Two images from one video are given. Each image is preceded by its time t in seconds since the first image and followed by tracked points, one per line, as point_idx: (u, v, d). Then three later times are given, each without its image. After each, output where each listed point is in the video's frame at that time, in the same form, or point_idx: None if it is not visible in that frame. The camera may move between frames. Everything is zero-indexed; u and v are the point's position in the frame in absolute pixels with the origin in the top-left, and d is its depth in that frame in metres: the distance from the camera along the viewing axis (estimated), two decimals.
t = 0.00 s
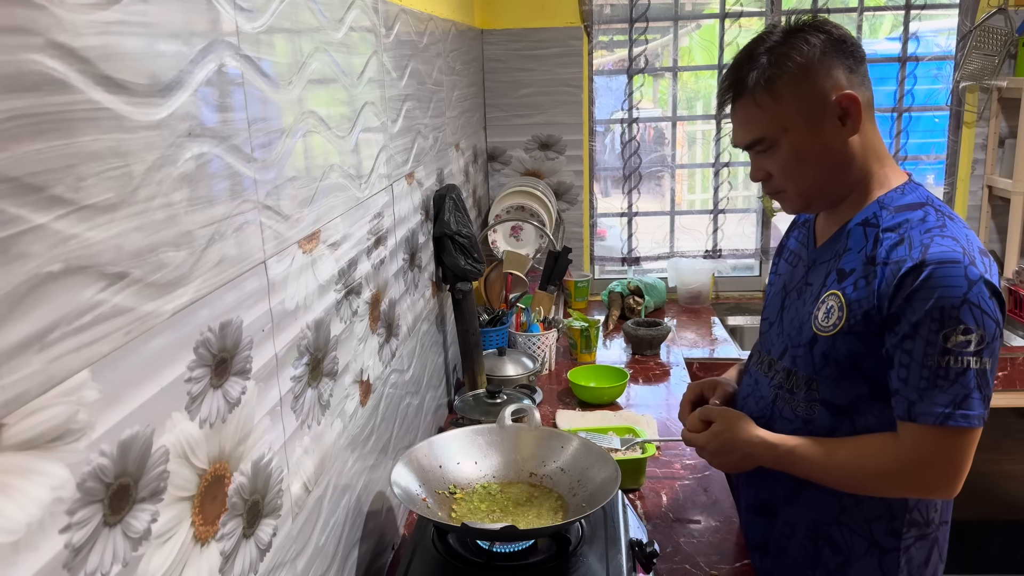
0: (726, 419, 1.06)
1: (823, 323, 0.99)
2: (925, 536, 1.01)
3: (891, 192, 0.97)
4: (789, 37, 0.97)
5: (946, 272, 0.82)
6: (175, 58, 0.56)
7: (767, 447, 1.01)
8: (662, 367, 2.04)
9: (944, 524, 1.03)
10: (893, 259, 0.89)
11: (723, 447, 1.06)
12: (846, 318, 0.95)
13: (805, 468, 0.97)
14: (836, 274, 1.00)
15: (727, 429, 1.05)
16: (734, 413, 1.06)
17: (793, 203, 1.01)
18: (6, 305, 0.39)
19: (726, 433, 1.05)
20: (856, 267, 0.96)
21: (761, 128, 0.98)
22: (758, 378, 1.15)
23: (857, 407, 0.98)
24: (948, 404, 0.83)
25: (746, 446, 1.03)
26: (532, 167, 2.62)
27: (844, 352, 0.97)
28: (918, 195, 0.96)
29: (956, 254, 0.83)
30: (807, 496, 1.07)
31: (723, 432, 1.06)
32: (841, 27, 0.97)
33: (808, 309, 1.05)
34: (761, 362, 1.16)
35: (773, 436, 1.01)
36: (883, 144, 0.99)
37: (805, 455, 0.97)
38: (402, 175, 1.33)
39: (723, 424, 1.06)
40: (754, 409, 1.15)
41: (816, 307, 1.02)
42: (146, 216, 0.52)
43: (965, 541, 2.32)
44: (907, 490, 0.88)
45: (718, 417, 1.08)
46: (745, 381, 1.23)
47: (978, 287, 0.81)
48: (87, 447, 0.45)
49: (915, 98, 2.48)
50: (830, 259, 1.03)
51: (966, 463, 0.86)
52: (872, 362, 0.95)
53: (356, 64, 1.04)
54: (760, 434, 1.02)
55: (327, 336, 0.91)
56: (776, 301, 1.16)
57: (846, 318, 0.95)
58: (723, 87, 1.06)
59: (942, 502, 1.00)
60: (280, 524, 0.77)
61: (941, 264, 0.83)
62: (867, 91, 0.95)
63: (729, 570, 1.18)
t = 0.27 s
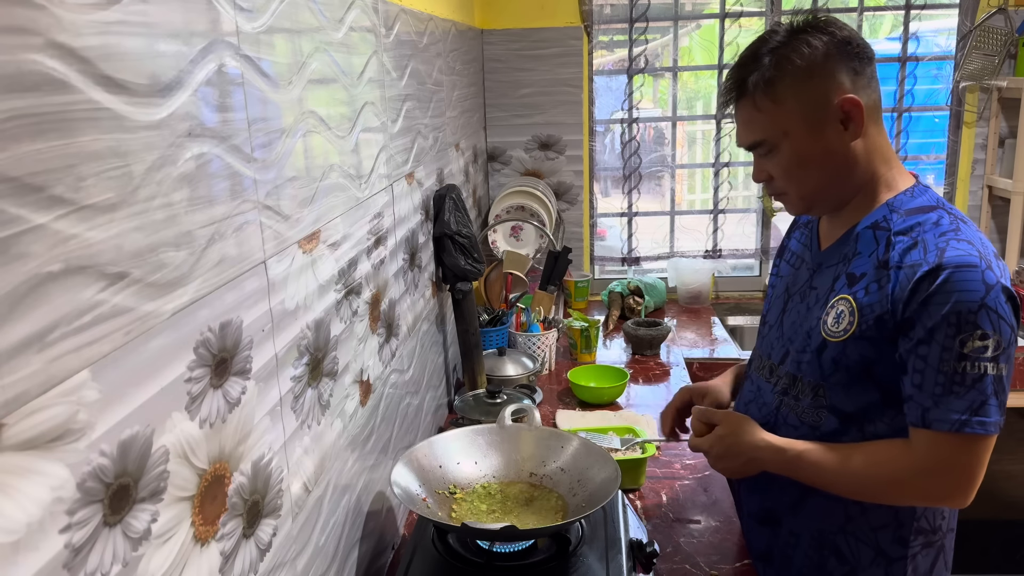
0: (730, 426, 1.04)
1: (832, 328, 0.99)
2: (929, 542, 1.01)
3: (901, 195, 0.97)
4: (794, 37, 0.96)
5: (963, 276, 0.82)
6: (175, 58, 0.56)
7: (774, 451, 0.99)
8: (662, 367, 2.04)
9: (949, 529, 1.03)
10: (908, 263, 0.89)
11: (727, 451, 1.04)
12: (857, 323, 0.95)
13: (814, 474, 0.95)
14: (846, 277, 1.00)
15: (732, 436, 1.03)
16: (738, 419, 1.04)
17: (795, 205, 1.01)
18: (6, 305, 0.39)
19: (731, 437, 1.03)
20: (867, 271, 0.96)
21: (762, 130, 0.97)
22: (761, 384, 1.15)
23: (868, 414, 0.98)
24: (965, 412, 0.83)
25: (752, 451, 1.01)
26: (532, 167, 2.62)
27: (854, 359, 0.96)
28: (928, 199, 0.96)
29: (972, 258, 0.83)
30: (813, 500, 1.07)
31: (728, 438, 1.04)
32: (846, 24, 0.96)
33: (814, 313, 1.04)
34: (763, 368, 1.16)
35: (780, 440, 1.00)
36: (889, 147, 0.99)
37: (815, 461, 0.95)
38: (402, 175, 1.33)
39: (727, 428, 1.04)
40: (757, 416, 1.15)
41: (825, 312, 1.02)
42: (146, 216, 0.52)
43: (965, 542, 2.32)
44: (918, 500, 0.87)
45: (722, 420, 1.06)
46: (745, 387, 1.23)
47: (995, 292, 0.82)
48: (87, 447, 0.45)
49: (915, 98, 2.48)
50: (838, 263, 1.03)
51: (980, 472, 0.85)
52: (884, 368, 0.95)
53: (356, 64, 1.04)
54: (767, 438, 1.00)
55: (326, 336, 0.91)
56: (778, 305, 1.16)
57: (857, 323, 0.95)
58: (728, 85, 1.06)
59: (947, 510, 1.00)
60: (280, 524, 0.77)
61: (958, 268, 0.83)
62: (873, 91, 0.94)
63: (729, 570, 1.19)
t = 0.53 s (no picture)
0: (742, 439, 1.01)
1: (840, 335, 0.98)
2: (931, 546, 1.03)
3: (908, 201, 0.97)
4: (796, 43, 0.95)
5: (980, 288, 0.82)
6: (175, 58, 0.56)
7: (791, 463, 0.97)
8: (662, 367, 2.04)
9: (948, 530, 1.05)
10: (921, 272, 0.89)
11: (740, 465, 1.01)
12: (867, 331, 0.94)
13: (835, 487, 0.95)
14: (852, 284, 0.99)
15: (745, 449, 1.01)
16: (749, 432, 1.01)
17: (794, 212, 1.01)
18: (6, 305, 0.39)
19: (745, 451, 1.00)
20: (876, 278, 0.96)
21: (760, 138, 0.97)
22: (759, 389, 1.15)
23: (875, 422, 0.98)
24: (989, 424, 0.83)
25: (768, 465, 0.99)
26: (532, 167, 2.62)
27: (863, 366, 0.96)
28: (935, 205, 0.96)
29: (987, 268, 0.83)
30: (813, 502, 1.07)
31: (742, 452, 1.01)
32: (851, 28, 0.94)
33: (818, 318, 1.04)
34: (761, 372, 1.15)
35: (795, 451, 0.98)
36: (892, 153, 0.98)
37: (834, 474, 0.94)
38: (402, 175, 1.33)
39: (739, 442, 1.01)
40: (756, 422, 1.14)
41: (830, 318, 1.01)
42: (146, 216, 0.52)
43: (965, 542, 2.32)
44: (943, 509, 0.87)
45: (732, 433, 1.03)
46: (742, 391, 1.22)
47: (1011, 302, 0.82)
48: (86, 447, 0.45)
49: (916, 98, 2.48)
50: (841, 268, 1.02)
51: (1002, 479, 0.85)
52: (893, 376, 0.95)
53: (356, 64, 1.04)
54: (783, 451, 0.98)
55: (326, 335, 0.91)
56: (777, 307, 1.16)
57: (867, 331, 0.94)
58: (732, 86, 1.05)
59: (949, 517, 1.02)
60: (280, 524, 0.77)
61: (974, 278, 0.83)
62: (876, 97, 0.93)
63: (729, 570, 1.18)
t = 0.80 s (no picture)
0: (757, 451, 0.99)
1: (841, 336, 0.98)
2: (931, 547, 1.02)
3: (909, 201, 0.97)
4: (808, 40, 0.94)
5: (985, 289, 0.82)
6: (175, 58, 0.56)
7: (809, 472, 0.96)
8: (662, 367, 2.05)
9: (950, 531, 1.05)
10: (925, 274, 0.89)
11: (757, 476, 0.99)
12: (869, 332, 0.94)
13: (855, 494, 0.93)
14: (853, 285, 0.99)
15: (761, 462, 0.98)
16: (764, 444, 0.99)
17: (800, 213, 0.99)
18: (6, 304, 0.39)
19: (761, 462, 0.98)
20: (878, 279, 0.96)
21: (771, 137, 0.95)
22: (757, 389, 1.15)
23: (874, 422, 0.98)
24: (1003, 426, 0.82)
25: (785, 475, 0.97)
26: (532, 167, 2.61)
27: (864, 368, 0.96)
28: (936, 205, 0.96)
29: (991, 269, 0.83)
30: (813, 503, 1.07)
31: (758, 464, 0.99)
32: (862, 27, 0.94)
33: (818, 319, 1.04)
34: (759, 372, 1.15)
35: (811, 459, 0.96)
36: (898, 154, 0.98)
37: (854, 479, 0.93)
38: (402, 175, 1.33)
39: (754, 453, 0.99)
40: (754, 422, 1.14)
41: (831, 319, 1.01)
42: (146, 216, 0.52)
43: (965, 541, 2.32)
44: (962, 510, 0.87)
45: (746, 443, 1.01)
46: (740, 390, 1.22)
47: (1017, 303, 0.82)
48: (86, 447, 0.45)
49: (915, 98, 2.48)
50: (841, 268, 1.02)
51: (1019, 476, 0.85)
52: (895, 378, 0.95)
53: (356, 64, 1.04)
54: (800, 460, 0.96)
55: (326, 335, 0.91)
56: (774, 306, 1.16)
57: (869, 332, 0.94)
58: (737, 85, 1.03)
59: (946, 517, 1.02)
60: (280, 525, 0.77)
61: (978, 280, 0.83)
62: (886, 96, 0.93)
63: (729, 570, 1.19)
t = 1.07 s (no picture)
0: (775, 461, 0.96)
1: (854, 340, 0.98)
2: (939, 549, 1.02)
3: (922, 202, 0.97)
4: (826, 36, 0.93)
5: (1007, 294, 0.82)
6: (175, 58, 0.56)
7: (831, 482, 0.93)
8: (662, 367, 2.04)
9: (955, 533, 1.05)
10: (944, 278, 0.88)
11: (778, 489, 0.96)
12: (884, 336, 0.94)
13: (881, 503, 0.90)
14: (866, 287, 0.99)
15: (780, 473, 0.95)
16: (783, 454, 0.96)
17: (813, 213, 0.98)
18: (6, 305, 0.39)
19: (782, 474, 0.95)
20: (892, 282, 0.95)
21: (788, 134, 0.94)
22: (765, 390, 1.14)
23: (883, 425, 0.98)
24: None
25: (808, 486, 0.93)
26: (532, 167, 2.61)
27: (878, 372, 0.96)
28: (949, 207, 0.96)
29: (1012, 273, 0.83)
30: (815, 503, 1.07)
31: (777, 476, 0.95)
32: (880, 25, 0.94)
33: (829, 321, 1.03)
34: (767, 373, 1.15)
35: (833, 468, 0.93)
36: (911, 156, 0.98)
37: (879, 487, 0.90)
38: (402, 175, 1.33)
39: (774, 464, 0.96)
40: (760, 424, 1.14)
41: (844, 322, 1.00)
42: (146, 216, 0.52)
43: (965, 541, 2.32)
44: (981, 513, 0.86)
45: (763, 455, 0.97)
46: (746, 391, 1.22)
47: None
48: (86, 447, 0.45)
49: (916, 98, 2.48)
50: (854, 270, 1.02)
51: None
52: (909, 382, 0.94)
53: (356, 64, 1.04)
54: (822, 470, 0.93)
55: (326, 335, 0.91)
56: (780, 306, 1.15)
57: (884, 336, 0.94)
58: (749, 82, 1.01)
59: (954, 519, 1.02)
60: (280, 525, 0.77)
61: (999, 285, 0.82)
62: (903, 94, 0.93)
63: (730, 571, 1.19)
